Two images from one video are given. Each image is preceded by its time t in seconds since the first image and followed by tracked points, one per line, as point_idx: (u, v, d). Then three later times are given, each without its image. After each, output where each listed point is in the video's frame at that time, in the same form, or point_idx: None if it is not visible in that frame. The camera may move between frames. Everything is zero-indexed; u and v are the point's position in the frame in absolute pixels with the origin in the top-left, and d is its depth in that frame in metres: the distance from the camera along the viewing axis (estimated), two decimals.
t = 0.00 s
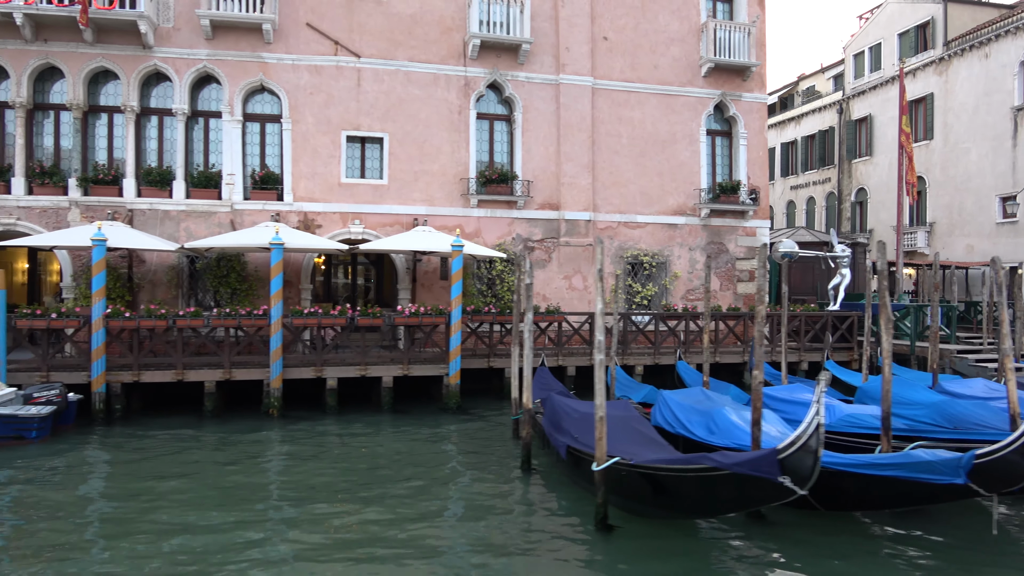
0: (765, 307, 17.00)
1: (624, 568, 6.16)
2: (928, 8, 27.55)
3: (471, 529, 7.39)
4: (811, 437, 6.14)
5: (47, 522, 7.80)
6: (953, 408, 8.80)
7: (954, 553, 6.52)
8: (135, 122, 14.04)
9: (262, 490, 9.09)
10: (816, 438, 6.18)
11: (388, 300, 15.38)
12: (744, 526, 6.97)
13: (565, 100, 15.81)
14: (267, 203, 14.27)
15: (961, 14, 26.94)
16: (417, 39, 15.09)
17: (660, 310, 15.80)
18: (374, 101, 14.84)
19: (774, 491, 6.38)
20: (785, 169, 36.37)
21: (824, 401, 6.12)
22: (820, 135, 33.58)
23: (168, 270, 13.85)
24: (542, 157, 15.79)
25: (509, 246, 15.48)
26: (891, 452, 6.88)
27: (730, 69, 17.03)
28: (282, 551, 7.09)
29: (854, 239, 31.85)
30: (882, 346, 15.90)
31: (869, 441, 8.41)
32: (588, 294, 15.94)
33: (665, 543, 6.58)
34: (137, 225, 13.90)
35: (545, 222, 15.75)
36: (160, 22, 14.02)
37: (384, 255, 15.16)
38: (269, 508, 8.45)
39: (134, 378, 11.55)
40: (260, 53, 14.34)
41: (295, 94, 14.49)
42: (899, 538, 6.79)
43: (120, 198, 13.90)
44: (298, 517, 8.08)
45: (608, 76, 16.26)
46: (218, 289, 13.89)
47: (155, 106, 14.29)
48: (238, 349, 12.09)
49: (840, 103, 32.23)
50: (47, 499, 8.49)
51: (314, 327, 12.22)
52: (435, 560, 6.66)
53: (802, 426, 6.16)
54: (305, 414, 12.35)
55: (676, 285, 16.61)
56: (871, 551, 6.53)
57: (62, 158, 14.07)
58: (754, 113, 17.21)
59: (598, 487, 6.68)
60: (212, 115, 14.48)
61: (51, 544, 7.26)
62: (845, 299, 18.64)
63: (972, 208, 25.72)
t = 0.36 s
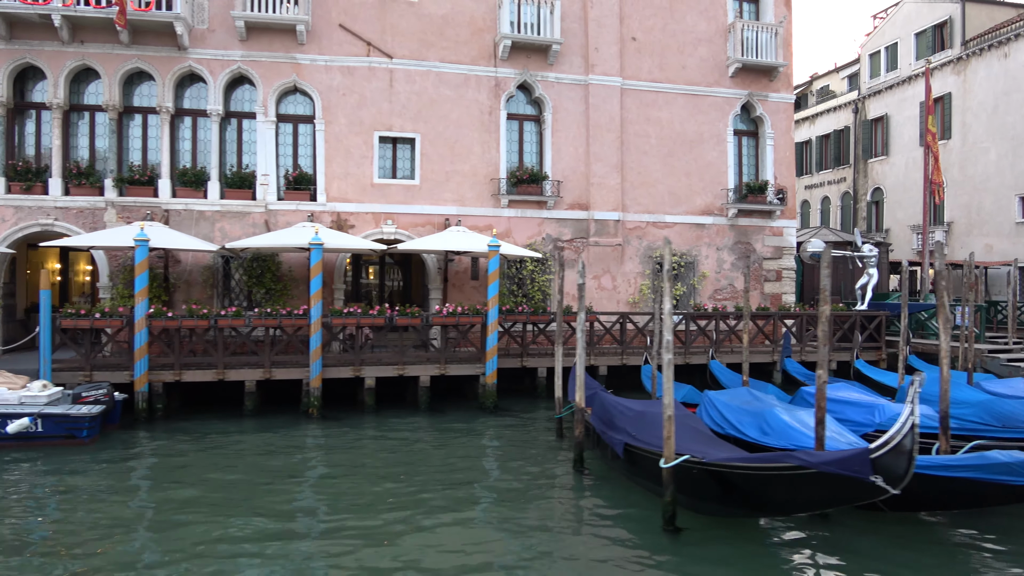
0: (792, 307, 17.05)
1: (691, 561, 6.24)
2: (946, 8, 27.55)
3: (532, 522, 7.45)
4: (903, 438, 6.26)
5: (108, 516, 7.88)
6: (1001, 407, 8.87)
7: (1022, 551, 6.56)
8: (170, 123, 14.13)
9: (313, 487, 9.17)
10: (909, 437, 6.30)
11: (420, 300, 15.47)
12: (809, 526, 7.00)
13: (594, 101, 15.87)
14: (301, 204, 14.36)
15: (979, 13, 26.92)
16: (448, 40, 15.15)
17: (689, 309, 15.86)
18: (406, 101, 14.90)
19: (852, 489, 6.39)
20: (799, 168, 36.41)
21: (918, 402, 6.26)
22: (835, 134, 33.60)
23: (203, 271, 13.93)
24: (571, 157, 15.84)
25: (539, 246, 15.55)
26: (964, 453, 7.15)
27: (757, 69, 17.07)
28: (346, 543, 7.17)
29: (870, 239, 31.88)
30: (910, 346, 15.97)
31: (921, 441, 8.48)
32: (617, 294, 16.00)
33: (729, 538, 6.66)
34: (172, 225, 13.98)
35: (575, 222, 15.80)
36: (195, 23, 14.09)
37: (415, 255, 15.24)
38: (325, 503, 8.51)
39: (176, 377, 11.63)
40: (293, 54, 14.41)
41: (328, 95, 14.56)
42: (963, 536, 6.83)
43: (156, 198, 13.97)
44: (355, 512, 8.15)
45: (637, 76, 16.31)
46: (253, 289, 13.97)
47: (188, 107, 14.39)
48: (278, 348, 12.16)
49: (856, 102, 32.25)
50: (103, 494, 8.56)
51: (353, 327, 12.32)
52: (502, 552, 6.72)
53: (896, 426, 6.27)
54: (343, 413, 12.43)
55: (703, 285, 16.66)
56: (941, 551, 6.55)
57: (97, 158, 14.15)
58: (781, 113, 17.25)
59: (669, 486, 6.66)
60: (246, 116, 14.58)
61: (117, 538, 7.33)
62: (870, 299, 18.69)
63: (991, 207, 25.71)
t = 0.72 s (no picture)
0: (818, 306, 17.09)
1: (758, 556, 6.29)
2: (962, 7, 27.55)
3: (589, 517, 7.50)
4: (994, 442, 6.09)
5: (165, 513, 7.93)
6: None
7: None
8: (202, 123, 14.19)
9: (362, 484, 9.23)
10: (998, 442, 6.14)
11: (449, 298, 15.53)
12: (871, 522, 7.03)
13: (622, 100, 15.91)
14: (332, 203, 14.41)
15: (996, 12, 26.92)
16: (477, 40, 15.19)
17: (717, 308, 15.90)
18: (436, 101, 14.95)
19: (919, 491, 6.41)
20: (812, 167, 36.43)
21: (1009, 407, 6.08)
22: (850, 133, 33.61)
23: (236, 270, 13.98)
24: (600, 157, 15.88)
25: (568, 245, 15.59)
26: None
27: (783, 68, 17.10)
28: (406, 538, 7.21)
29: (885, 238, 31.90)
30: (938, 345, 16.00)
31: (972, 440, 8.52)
32: (645, 293, 16.05)
33: (794, 534, 6.69)
34: (206, 225, 14.03)
35: (603, 222, 15.85)
36: (228, 24, 14.15)
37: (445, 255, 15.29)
38: (377, 500, 8.56)
39: (216, 376, 11.69)
40: (325, 54, 14.46)
41: (359, 95, 14.62)
42: None
43: (189, 198, 14.03)
44: (409, 508, 8.20)
45: (664, 76, 16.35)
46: (287, 289, 14.02)
47: (220, 107, 14.44)
48: (316, 348, 12.22)
49: (871, 101, 32.26)
50: (156, 492, 8.61)
51: (390, 326, 12.38)
52: (566, 547, 6.77)
53: (986, 429, 6.09)
54: (379, 411, 12.48)
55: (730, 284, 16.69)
56: (1007, 545, 6.56)
57: (130, 158, 14.20)
58: (806, 112, 17.28)
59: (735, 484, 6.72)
60: (277, 116, 14.64)
61: (178, 534, 7.38)
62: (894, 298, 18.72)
63: (1009, 206, 25.70)
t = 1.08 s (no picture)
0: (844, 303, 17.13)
1: (824, 552, 6.34)
2: (979, 4, 27.52)
3: (646, 513, 7.54)
4: None
5: (221, 509, 8.00)
6: None
7: None
8: (234, 122, 14.24)
9: (410, 482, 9.28)
10: None
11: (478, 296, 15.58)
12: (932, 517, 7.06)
13: (649, 98, 15.95)
14: (363, 202, 14.46)
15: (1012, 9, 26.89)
16: (506, 38, 15.23)
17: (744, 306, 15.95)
18: (465, 100, 15.00)
19: (989, 489, 6.40)
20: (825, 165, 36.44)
21: None
22: (863, 130, 33.61)
23: (269, 269, 14.04)
24: (627, 155, 15.92)
25: (596, 244, 15.63)
26: None
27: (809, 66, 17.13)
28: (467, 534, 7.26)
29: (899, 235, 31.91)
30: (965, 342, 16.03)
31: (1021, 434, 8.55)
32: (671, 292, 16.09)
33: (857, 529, 6.73)
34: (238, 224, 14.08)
35: (630, 220, 15.88)
36: (259, 23, 14.20)
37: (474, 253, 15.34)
38: (428, 496, 8.62)
39: (254, 373, 11.74)
40: (355, 53, 14.51)
41: (390, 94, 14.67)
42: None
43: (221, 196, 14.08)
44: (463, 505, 8.25)
45: (690, 74, 16.38)
46: (319, 287, 14.07)
47: (251, 106, 14.49)
48: (353, 346, 12.27)
49: (885, 99, 32.25)
50: (209, 489, 8.66)
51: (426, 324, 12.44)
52: (629, 543, 6.81)
53: None
54: (415, 409, 12.54)
55: (756, 282, 16.73)
56: None
57: (162, 157, 14.25)
58: (831, 110, 17.32)
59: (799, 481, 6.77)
60: (308, 115, 14.70)
61: (239, 531, 7.42)
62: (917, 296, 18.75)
63: None
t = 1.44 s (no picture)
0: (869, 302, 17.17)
1: (889, 552, 6.39)
2: (996, 2, 27.44)
3: (701, 511, 7.59)
4: None
5: (275, 507, 8.06)
6: None
7: None
8: (266, 121, 14.29)
9: (457, 479, 9.33)
10: None
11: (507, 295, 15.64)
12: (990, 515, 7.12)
13: (677, 97, 15.98)
14: (394, 201, 14.52)
15: None
16: (535, 37, 15.26)
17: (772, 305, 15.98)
18: (495, 99, 15.04)
19: None
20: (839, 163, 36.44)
21: None
22: (878, 128, 33.61)
23: (301, 267, 14.10)
24: (655, 154, 15.95)
25: (624, 242, 15.67)
26: None
27: (834, 65, 17.15)
28: (527, 532, 7.30)
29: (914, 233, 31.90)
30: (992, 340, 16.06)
31: None
32: (699, 290, 16.12)
33: (919, 528, 6.79)
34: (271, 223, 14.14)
35: (658, 218, 15.91)
36: (291, 22, 14.24)
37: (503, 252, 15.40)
38: (478, 493, 8.67)
39: (293, 371, 11.81)
40: (386, 52, 14.55)
41: (420, 93, 14.72)
42: None
43: (254, 195, 14.14)
44: (516, 502, 8.30)
45: (717, 72, 16.41)
46: (351, 285, 14.13)
47: (282, 106, 14.54)
48: (389, 344, 12.32)
49: (899, 97, 32.24)
50: (261, 486, 8.70)
51: (462, 323, 12.50)
52: (692, 541, 6.85)
53: None
54: (450, 407, 12.59)
55: (782, 280, 16.77)
56: None
57: (194, 156, 14.31)
58: (856, 108, 17.35)
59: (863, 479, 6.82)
60: (338, 114, 14.74)
61: (299, 528, 7.46)
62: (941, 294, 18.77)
63: None
